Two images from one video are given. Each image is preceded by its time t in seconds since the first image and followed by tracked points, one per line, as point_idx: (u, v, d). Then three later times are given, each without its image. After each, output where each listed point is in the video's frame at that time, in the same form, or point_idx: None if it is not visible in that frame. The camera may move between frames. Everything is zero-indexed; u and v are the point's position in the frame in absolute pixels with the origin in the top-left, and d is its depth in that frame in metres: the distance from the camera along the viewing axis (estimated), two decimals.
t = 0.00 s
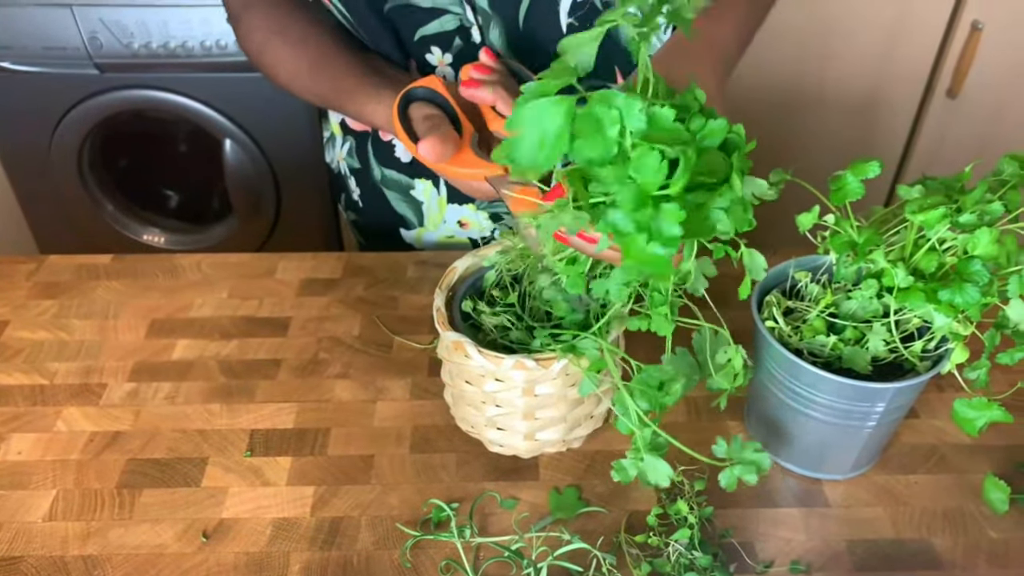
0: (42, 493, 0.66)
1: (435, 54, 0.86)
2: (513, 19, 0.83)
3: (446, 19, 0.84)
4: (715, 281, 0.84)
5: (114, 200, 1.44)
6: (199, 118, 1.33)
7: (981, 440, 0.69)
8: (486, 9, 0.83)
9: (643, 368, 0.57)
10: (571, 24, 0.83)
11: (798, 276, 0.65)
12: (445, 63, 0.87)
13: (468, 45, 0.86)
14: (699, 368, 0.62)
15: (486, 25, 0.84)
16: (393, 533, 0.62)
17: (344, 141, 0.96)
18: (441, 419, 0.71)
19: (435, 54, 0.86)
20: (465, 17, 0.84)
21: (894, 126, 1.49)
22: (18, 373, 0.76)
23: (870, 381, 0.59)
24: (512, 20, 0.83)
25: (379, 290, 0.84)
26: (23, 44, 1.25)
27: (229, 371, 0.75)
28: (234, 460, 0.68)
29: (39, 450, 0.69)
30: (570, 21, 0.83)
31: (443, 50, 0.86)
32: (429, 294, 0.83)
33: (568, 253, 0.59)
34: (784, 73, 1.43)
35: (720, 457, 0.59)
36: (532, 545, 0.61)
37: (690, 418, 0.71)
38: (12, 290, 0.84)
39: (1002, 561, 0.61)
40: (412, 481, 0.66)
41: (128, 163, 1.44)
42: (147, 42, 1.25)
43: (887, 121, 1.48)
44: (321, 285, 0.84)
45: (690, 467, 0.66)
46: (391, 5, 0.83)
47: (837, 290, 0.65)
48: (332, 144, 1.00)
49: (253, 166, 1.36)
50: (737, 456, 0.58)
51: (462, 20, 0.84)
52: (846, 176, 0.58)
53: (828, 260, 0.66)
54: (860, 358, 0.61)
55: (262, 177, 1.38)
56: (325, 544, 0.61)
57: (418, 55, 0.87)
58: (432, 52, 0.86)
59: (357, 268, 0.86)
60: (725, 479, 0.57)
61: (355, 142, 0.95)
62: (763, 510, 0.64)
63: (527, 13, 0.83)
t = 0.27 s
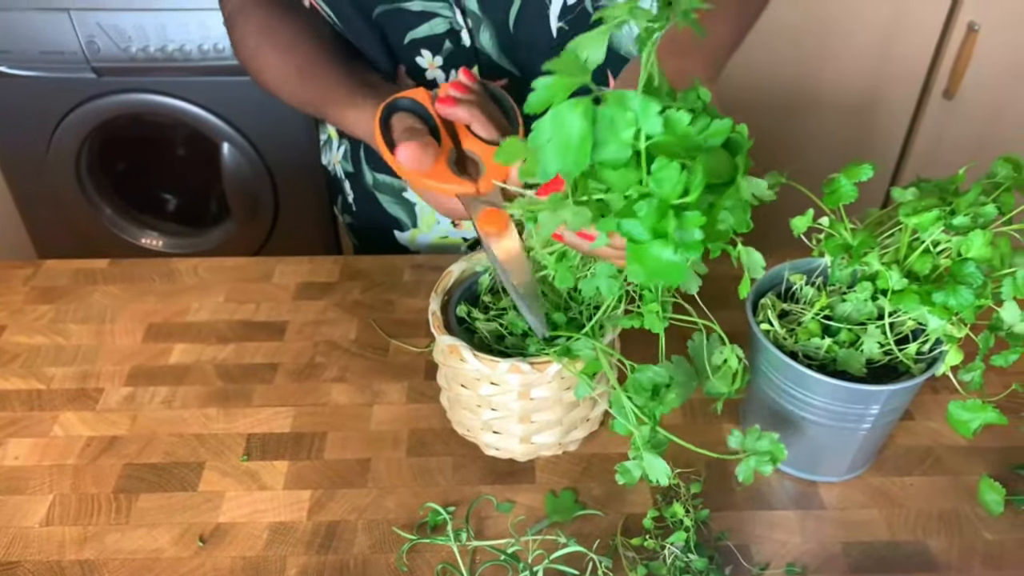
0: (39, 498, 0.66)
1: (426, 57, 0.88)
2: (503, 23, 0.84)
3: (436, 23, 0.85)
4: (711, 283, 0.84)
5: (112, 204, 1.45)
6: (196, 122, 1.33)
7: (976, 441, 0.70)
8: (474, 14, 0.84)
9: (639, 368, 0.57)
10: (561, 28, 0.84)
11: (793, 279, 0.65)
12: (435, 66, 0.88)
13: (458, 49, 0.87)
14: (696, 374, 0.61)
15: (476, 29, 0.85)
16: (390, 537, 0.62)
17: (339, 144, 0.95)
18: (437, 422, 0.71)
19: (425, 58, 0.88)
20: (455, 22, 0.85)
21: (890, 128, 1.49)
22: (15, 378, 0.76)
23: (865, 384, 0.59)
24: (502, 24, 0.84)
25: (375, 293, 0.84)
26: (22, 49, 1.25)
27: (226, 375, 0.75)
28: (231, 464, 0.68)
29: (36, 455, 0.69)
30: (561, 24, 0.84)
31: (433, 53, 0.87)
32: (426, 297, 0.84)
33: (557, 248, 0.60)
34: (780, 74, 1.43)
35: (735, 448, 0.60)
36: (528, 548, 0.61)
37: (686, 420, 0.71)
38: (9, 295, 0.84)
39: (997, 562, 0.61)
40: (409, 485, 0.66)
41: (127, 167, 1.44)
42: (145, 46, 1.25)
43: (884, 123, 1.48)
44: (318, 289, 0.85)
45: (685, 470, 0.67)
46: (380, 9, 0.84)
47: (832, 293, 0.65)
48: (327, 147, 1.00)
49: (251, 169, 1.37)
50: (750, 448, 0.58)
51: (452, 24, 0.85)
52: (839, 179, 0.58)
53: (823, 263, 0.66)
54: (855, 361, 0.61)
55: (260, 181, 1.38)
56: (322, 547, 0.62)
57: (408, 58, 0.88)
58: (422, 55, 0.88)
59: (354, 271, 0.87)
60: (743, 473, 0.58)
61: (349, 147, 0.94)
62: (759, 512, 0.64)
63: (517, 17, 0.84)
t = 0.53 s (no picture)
0: (37, 501, 0.66)
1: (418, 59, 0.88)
2: (494, 24, 0.84)
3: (427, 24, 0.85)
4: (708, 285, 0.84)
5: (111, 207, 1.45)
6: (195, 126, 1.33)
7: (972, 442, 0.70)
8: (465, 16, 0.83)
9: (633, 379, 0.57)
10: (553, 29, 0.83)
11: (788, 281, 0.66)
12: (426, 68, 0.88)
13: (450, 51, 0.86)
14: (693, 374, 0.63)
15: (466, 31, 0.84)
16: (387, 540, 0.62)
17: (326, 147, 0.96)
18: (435, 425, 0.71)
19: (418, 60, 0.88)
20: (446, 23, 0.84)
21: (887, 129, 1.49)
22: (13, 382, 0.76)
23: (861, 385, 0.59)
24: (493, 25, 0.84)
25: (373, 296, 0.84)
26: (20, 53, 1.26)
27: (224, 378, 0.76)
28: (229, 468, 0.68)
29: (34, 459, 0.69)
30: (553, 26, 0.83)
31: (424, 55, 0.87)
32: (423, 300, 0.84)
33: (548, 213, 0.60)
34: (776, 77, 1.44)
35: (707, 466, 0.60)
36: (525, 551, 0.62)
37: (683, 422, 0.71)
38: (7, 299, 0.84)
39: (992, 563, 0.62)
40: (406, 488, 0.66)
41: (126, 168, 1.44)
42: (143, 50, 1.26)
43: (881, 125, 1.49)
44: (316, 292, 0.85)
45: (681, 471, 0.67)
46: (371, 11, 0.85)
47: (828, 295, 0.65)
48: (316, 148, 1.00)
49: (250, 172, 1.37)
50: (727, 463, 0.59)
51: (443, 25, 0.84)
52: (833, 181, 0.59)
53: (819, 265, 0.67)
54: (850, 362, 0.61)
55: (258, 184, 1.38)
56: (319, 550, 0.62)
57: (400, 59, 0.88)
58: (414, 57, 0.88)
59: (352, 275, 0.87)
60: (715, 489, 0.58)
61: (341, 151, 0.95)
62: (755, 514, 0.64)
63: (508, 18, 0.83)
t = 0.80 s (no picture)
0: (34, 505, 0.66)
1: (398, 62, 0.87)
2: (474, 28, 0.83)
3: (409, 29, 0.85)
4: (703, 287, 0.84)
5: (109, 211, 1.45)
6: (192, 130, 1.33)
7: (965, 443, 0.70)
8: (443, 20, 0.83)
9: (627, 384, 0.57)
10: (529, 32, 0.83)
11: (782, 283, 0.66)
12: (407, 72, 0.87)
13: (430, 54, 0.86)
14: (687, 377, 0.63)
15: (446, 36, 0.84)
16: (383, 542, 0.62)
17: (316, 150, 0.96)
18: (430, 427, 0.72)
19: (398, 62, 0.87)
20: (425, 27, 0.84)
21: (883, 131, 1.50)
22: (10, 386, 0.76)
23: (854, 387, 0.59)
24: (473, 28, 0.83)
25: (369, 299, 0.85)
26: (16, 57, 1.26)
27: (220, 382, 0.76)
28: (226, 471, 0.68)
29: (31, 462, 0.69)
30: (530, 29, 0.82)
31: (406, 60, 0.87)
32: (419, 303, 0.84)
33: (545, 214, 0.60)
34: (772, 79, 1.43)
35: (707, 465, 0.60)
36: (520, 552, 0.62)
37: (678, 424, 0.71)
38: (4, 303, 0.84)
39: (985, 563, 0.62)
40: (402, 490, 0.66)
41: (124, 173, 1.45)
42: (141, 55, 1.26)
43: (877, 126, 1.49)
44: (312, 295, 0.85)
45: (676, 473, 0.67)
46: (351, 16, 0.85)
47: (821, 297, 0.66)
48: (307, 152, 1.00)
49: (248, 175, 1.37)
50: (722, 467, 0.58)
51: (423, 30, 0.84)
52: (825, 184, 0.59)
53: (812, 267, 0.67)
54: (843, 364, 0.61)
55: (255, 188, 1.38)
56: (315, 553, 0.62)
57: (383, 65, 0.87)
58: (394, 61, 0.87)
59: (348, 278, 0.87)
60: (712, 490, 0.58)
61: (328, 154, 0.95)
62: (750, 515, 0.65)
63: (486, 23, 0.83)
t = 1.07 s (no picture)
0: (31, 505, 0.66)
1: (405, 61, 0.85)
2: (484, 19, 0.82)
3: (416, 27, 0.83)
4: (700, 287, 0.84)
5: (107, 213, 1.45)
6: (190, 132, 1.34)
7: (962, 442, 0.70)
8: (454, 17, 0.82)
9: (624, 384, 0.57)
10: (542, 21, 0.81)
11: (779, 282, 0.66)
12: (414, 71, 0.85)
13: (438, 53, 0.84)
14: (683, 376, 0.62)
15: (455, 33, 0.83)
16: (380, 542, 0.62)
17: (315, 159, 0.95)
18: (428, 427, 0.72)
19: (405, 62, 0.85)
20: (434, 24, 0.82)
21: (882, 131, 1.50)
22: (7, 387, 0.76)
23: (851, 386, 0.59)
24: (484, 20, 0.82)
25: (367, 300, 0.85)
26: (14, 60, 1.26)
27: (218, 382, 0.76)
28: (223, 471, 0.68)
29: (28, 463, 0.69)
30: (541, 18, 0.81)
31: (412, 58, 0.84)
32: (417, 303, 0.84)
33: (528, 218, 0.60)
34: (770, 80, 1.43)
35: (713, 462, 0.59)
36: (517, 552, 0.62)
37: (676, 424, 0.71)
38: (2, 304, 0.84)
39: (983, 562, 0.62)
40: (399, 490, 0.66)
41: (122, 175, 1.43)
42: (139, 56, 1.26)
43: (875, 127, 1.49)
44: (309, 296, 0.85)
45: (674, 473, 0.67)
46: (358, 17, 0.83)
47: (818, 296, 0.66)
48: (303, 161, 0.99)
49: (246, 177, 1.37)
50: (728, 465, 0.58)
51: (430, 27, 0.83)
52: (821, 183, 0.59)
53: (809, 266, 0.67)
54: (840, 363, 0.61)
55: (254, 188, 1.39)
56: (312, 553, 0.62)
57: (387, 66, 0.85)
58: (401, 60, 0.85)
59: (345, 278, 0.87)
60: (718, 488, 0.58)
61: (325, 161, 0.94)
62: (747, 515, 0.64)
63: (498, 14, 0.81)
